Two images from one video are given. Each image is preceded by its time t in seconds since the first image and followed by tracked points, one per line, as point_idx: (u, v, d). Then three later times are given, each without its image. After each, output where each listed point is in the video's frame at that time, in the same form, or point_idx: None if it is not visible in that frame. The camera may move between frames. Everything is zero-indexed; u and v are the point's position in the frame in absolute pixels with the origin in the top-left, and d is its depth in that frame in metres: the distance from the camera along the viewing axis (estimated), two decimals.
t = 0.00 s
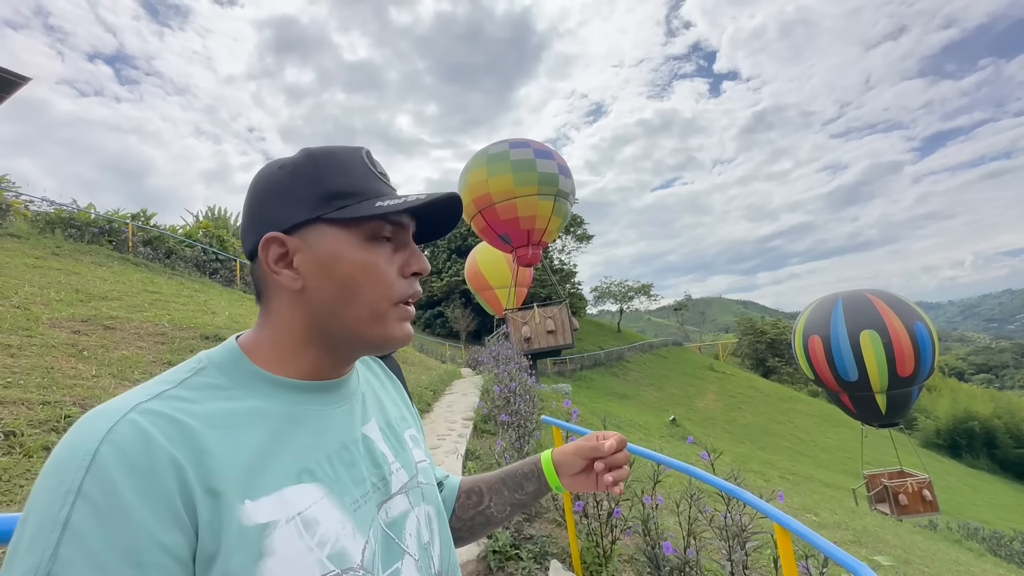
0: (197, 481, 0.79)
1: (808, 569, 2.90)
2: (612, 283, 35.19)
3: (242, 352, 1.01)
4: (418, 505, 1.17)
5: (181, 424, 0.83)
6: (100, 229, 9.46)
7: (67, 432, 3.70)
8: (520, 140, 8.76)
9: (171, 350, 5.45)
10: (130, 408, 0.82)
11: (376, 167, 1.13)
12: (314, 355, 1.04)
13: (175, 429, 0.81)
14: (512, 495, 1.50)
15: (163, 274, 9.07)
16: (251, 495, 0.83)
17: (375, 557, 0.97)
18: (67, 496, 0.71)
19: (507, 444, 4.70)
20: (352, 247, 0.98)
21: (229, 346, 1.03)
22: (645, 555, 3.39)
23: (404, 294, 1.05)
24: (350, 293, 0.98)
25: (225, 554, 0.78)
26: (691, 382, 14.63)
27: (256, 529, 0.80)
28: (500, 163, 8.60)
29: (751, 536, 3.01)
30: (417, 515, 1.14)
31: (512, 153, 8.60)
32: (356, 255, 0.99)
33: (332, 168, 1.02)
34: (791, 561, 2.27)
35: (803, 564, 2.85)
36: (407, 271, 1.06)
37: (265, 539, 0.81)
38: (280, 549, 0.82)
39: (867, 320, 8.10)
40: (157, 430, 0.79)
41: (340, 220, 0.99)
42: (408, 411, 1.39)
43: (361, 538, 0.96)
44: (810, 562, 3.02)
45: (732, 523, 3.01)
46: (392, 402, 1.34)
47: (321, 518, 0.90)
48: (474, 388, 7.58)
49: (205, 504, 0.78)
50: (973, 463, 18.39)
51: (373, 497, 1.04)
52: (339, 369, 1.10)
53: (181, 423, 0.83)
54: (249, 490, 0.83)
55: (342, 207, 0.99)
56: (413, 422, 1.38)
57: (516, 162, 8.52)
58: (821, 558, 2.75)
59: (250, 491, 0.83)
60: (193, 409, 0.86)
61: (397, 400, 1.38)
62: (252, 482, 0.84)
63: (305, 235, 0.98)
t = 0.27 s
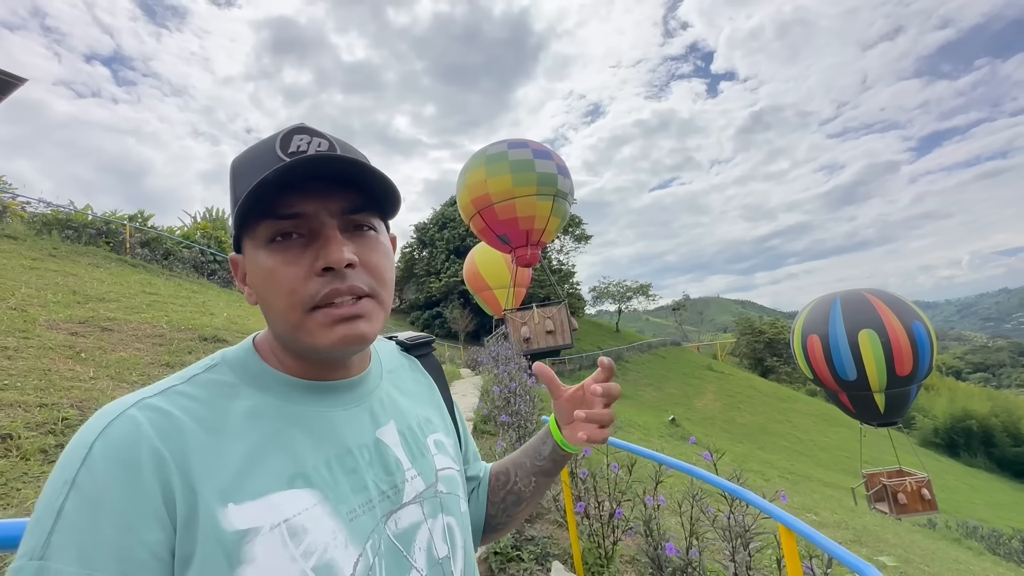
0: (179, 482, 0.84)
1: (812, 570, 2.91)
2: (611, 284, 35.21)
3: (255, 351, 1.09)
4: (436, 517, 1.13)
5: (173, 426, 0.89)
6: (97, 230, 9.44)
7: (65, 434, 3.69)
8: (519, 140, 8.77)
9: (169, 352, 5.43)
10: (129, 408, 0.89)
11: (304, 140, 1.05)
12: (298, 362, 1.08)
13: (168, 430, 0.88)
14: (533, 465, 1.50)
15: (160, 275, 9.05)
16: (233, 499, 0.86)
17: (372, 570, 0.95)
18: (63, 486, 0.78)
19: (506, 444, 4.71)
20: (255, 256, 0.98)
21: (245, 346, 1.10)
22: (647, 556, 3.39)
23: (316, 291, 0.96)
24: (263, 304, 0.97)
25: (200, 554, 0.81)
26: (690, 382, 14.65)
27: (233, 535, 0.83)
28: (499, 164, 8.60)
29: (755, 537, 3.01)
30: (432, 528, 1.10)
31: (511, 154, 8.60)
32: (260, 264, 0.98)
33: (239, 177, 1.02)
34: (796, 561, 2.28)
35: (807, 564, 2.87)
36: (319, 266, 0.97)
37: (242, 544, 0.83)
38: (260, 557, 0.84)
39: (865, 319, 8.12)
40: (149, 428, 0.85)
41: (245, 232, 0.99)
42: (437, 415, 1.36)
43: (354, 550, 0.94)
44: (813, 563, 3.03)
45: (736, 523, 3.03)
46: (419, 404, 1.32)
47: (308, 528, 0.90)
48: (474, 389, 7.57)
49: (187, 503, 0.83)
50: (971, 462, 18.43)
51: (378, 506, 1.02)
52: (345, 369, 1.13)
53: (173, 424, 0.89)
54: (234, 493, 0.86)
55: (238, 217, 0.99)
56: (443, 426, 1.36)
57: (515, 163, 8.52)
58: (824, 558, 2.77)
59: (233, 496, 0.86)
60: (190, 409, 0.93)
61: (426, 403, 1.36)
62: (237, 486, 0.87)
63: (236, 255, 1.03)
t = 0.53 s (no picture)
0: (172, 479, 0.83)
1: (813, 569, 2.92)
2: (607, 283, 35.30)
3: (261, 346, 1.09)
4: (449, 518, 1.09)
5: (170, 422, 0.88)
6: (92, 230, 9.39)
7: (60, 434, 3.67)
8: (516, 140, 8.76)
9: (165, 351, 5.40)
10: (129, 404, 0.89)
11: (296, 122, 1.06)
12: (302, 356, 1.07)
13: (163, 426, 0.87)
14: (574, 439, 1.51)
15: (155, 275, 9.00)
16: (225, 498, 0.84)
17: (372, 573, 0.92)
18: (61, 481, 0.79)
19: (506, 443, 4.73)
20: (249, 243, 1.00)
21: (253, 342, 1.10)
22: (647, 556, 3.40)
23: (303, 274, 0.95)
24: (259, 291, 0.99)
25: (190, 554, 0.79)
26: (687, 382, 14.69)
27: (223, 535, 0.81)
28: (496, 163, 8.61)
29: (754, 536, 3.04)
30: (444, 530, 1.07)
31: (508, 153, 8.60)
32: (253, 251, 0.99)
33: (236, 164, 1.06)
34: (799, 559, 2.29)
35: (807, 563, 2.89)
36: (305, 248, 0.97)
37: (232, 546, 0.81)
38: (249, 558, 0.82)
39: (861, 318, 8.16)
40: (142, 424, 0.85)
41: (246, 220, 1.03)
42: (457, 411, 1.35)
43: (350, 553, 0.91)
44: (814, 562, 3.04)
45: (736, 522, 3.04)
46: (436, 400, 1.31)
47: (301, 529, 0.87)
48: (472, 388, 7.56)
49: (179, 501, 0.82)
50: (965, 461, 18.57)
51: (382, 507, 1.00)
52: (351, 363, 1.12)
53: (171, 419, 0.89)
54: (226, 492, 0.85)
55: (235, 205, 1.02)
56: (462, 421, 1.33)
57: (512, 162, 8.53)
58: (825, 558, 2.79)
59: (226, 495, 0.85)
60: (188, 405, 0.92)
61: (445, 399, 1.35)
62: (230, 485, 0.86)
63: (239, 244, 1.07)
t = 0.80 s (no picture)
0: (169, 484, 0.82)
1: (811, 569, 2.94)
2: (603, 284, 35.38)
3: (261, 344, 1.08)
4: (455, 519, 1.09)
5: (168, 425, 0.87)
6: (84, 228, 9.32)
7: (53, 434, 3.63)
8: (513, 139, 8.76)
9: (159, 351, 5.35)
10: (124, 407, 0.88)
11: (300, 112, 1.05)
12: (304, 353, 1.06)
13: (160, 430, 0.86)
14: (582, 455, 1.51)
15: (149, 274, 8.93)
16: (227, 505, 0.83)
17: None
18: (54, 487, 0.78)
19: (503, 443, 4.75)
20: (252, 238, 1.00)
21: (253, 339, 1.09)
22: (645, 555, 3.41)
23: (306, 274, 0.95)
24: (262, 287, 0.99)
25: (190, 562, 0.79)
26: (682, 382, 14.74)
27: (225, 542, 0.81)
28: (493, 163, 8.60)
29: (752, 535, 3.05)
30: (451, 531, 1.07)
31: (505, 153, 8.60)
32: (255, 246, 0.99)
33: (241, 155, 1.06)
34: (798, 558, 2.31)
35: (806, 562, 2.92)
36: (309, 248, 0.96)
37: (234, 554, 0.81)
38: (253, 566, 0.81)
39: (855, 318, 8.20)
40: (138, 429, 0.84)
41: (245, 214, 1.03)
42: (461, 407, 1.34)
43: (357, 558, 0.91)
44: (812, 561, 3.06)
45: (735, 521, 3.06)
46: (441, 397, 1.30)
47: (307, 534, 0.87)
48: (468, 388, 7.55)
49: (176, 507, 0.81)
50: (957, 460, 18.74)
51: (387, 509, 1.00)
52: (354, 361, 1.10)
53: (167, 423, 0.88)
54: (227, 498, 0.84)
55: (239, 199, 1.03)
56: (467, 419, 1.33)
57: (509, 162, 8.53)
58: (824, 557, 2.82)
59: (227, 500, 0.84)
60: (187, 407, 0.92)
61: (449, 395, 1.34)
62: (232, 491, 0.85)
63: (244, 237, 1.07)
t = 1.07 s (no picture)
0: (176, 483, 0.80)
1: (807, 568, 2.96)
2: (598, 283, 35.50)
3: (260, 343, 1.06)
4: (453, 518, 1.11)
5: (170, 424, 0.85)
6: (76, 226, 9.24)
7: (45, 434, 3.59)
8: (509, 139, 8.76)
9: (152, 350, 5.31)
10: (125, 405, 0.85)
11: (320, 115, 1.05)
12: (304, 353, 1.05)
13: (164, 428, 0.84)
14: (572, 436, 1.52)
15: (141, 272, 8.86)
16: (235, 503, 0.82)
17: None
18: (51, 486, 0.74)
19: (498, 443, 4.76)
20: (260, 236, 0.99)
21: (248, 339, 1.07)
22: (641, 555, 3.42)
23: (316, 277, 0.95)
24: (267, 286, 0.98)
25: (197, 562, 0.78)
26: (676, 382, 14.80)
27: (234, 543, 0.79)
28: (489, 162, 8.61)
29: (748, 534, 3.07)
30: (449, 530, 1.08)
31: (501, 152, 8.60)
32: (263, 245, 0.98)
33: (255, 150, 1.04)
34: (793, 556, 2.32)
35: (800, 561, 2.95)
36: (321, 250, 0.96)
37: (243, 554, 0.80)
38: (262, 566, 0.81)
39: (848, 319, 8.28)
40: (144, 426, 0.82)
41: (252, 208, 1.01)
42: (454, 409, 1.35)
43: (364, 556, 0.91)
44: (807, 559, 3.09)
45: (730, 520, 3.08)
46: (434, 399, 1.31)
47: (315, 533, 0.87)
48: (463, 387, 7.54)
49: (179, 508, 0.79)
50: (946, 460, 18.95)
51: (390, 507, 1.00)
52: (354, 362, 1.10)
53: (170, 421, 0.85)
54: (234, 497, 0.83)
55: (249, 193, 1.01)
56: (461, 420, 1.35)
57: (504, 162, 8.53)
58: (819, 555, 2.85)
59: (234, 501, 0.83)
60: (189, 406, 0.90)
61: (442, 397, 1.35)
62: (238, 490, 0.84)
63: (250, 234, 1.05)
